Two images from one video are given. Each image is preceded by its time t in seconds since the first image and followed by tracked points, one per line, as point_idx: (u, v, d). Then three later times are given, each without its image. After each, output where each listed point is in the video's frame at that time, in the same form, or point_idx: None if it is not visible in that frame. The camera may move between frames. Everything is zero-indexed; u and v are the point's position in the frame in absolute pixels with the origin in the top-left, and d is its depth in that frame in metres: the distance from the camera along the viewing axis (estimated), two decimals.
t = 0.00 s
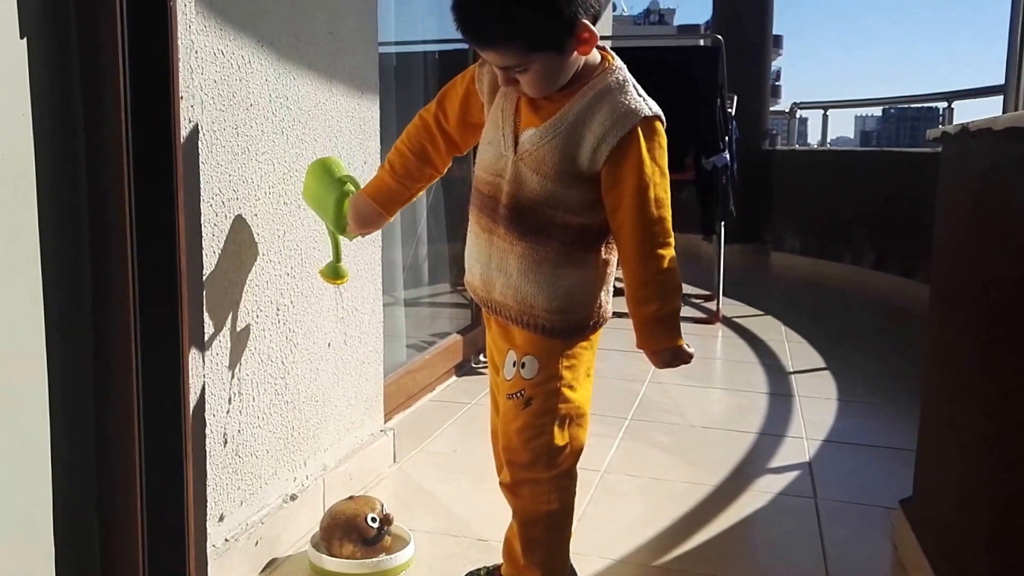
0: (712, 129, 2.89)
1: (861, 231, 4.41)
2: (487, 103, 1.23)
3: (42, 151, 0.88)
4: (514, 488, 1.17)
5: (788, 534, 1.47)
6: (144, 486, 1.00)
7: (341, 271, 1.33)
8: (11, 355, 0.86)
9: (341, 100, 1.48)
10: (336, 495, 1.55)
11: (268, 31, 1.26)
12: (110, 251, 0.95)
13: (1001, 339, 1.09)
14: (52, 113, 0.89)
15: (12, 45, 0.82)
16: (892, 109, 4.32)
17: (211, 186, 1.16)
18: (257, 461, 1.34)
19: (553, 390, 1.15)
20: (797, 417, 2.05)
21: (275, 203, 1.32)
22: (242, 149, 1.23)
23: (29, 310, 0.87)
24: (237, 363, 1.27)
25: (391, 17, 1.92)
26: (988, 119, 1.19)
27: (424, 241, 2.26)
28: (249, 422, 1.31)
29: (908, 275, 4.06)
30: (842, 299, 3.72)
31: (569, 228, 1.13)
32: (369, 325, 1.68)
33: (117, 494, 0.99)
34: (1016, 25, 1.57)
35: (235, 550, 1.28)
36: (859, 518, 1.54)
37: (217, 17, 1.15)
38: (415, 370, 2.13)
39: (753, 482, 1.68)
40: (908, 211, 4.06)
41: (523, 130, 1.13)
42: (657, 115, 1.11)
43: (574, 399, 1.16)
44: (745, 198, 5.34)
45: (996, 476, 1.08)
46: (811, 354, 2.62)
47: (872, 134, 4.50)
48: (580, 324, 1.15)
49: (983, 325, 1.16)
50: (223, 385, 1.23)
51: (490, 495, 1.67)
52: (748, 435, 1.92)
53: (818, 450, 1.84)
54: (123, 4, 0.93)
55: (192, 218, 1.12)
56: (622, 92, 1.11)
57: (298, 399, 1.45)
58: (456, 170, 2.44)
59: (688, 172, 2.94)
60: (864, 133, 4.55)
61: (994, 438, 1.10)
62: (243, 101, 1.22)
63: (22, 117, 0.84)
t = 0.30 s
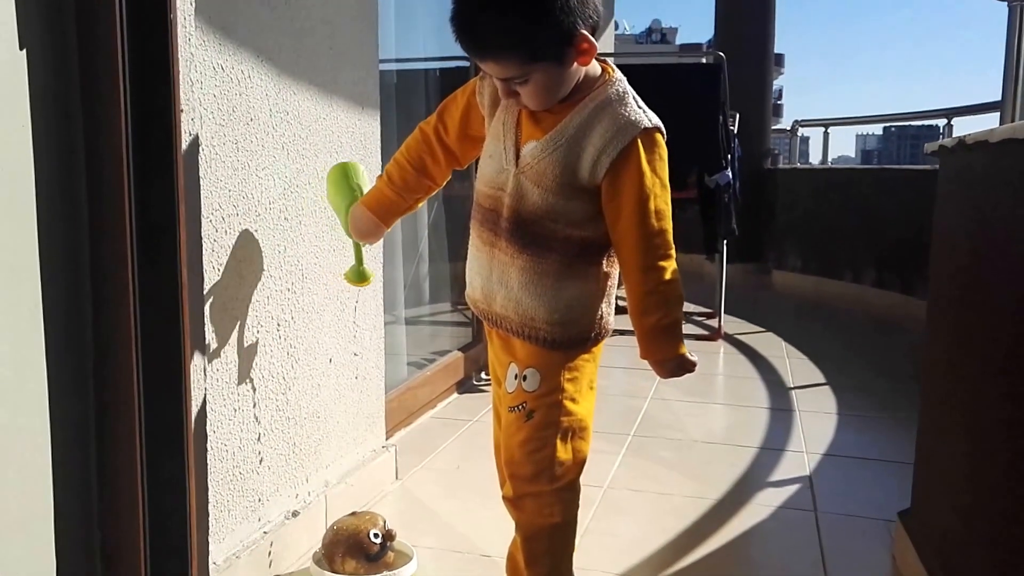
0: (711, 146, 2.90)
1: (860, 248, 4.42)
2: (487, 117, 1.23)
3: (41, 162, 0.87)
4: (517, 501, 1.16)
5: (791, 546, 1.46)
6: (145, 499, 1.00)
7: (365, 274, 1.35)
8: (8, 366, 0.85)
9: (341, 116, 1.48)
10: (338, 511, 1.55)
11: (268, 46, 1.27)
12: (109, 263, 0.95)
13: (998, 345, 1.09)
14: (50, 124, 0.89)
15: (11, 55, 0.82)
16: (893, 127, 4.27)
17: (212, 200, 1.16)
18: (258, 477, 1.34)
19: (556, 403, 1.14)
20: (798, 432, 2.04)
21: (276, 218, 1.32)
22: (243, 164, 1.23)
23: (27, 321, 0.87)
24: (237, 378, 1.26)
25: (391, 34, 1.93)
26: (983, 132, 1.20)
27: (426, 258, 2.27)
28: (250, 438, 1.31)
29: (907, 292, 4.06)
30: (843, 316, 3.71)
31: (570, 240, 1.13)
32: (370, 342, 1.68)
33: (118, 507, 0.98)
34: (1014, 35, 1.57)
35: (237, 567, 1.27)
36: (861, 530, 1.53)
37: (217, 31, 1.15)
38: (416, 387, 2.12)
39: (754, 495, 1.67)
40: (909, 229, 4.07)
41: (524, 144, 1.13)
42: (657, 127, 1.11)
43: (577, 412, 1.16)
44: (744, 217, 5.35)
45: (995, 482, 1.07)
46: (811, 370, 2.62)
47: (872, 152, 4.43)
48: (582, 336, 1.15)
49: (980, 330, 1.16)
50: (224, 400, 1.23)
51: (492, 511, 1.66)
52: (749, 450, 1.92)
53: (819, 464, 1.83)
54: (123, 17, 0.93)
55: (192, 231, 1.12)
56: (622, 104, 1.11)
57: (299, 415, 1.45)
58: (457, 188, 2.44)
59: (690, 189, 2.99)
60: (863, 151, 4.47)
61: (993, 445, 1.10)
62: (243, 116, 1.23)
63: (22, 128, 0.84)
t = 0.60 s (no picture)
0: (711, 161, 2.91)
1: (862, 262, 4.43)
2: (485, 128, 1.24)
3: (42, 173, 0.88)
4: (517, 514, 1.15)
5: (793, 557, 1.45)
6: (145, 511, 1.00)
7: (371, 299, 1.38)
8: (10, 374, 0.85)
9: (341, 129, 1.49)
10: (339, 525, 1.54)
11: (268, 60, 1.28)
12: (110, 274, 0.95)
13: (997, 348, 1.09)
14: (52, 135, 0.89)
15: (14, 67, 0.83)
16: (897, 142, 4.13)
17: (213, 213, 1.17)
18: (259, 491, 1.34)
19: (556, 415, 1.13)
20: (799, 444, 2.04)
21: (277, 232, 1.33)
22: (243, 177, 1.23)
23: (27, 330, 0.87)
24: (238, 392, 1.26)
25: (392, 49, 1.94)
26: (981, 143, 1.21)
27: (426, 272, 2.27)
28: (251, 451, 1.31)
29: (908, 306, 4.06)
30: (844, 329, 3.71)
31: (569, 249, 1.13)
32: (371, 356, 1.68)
33: (119, 518, 0.98)
34: (1012, 46, 1.58)
35: None
36: (862, 540, 1.53)
37: (217, 45, 1.16)
38: (417, 401, 2.12)
39: (756, 507, 1.67)
40: (911, 244, 4.07)
41: (521, 153, 1.14)
42: (651, 131, 1.12)
43: (578, 424, 1.15)
44: (745, 232, 5.36)
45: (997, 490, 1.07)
46: (812, 383, 2.62)
47: (874, 167, 4.35)
48: (582, 347, 1.15)
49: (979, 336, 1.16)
50: (225, 414, 1.23)
51: (493, 524, 1.66)
52: (750, 462, 1.91)
53: (820, 476, 1.83)
54: (124, 30, 0.94)
55: (193, 243, 1.12)
56: (616, 109, 1.12)
57: (300, 429, 1.45)
58: (458, 202, 2.45)
59: (691, 205, 2.97)
60: (866, 165, 4.38)
61: (993, 452, 1.10)
62: (244, 129, 1.23)
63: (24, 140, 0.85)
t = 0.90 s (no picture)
0: (708, 169, 2.92)
1: (862, 270, 4.45)
2: (487, 136, 1.25)
3: (48, 178, 0.88)
4: (522, 518, 1.15)
5: (794, 561, 1.45)
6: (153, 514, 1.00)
7: (382, 317, 1.41)
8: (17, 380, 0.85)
9: (341, 136, 1.50)
10: (340, 532, 1.54)
11: (267, 67, 1.28)
12: (116, 278, 0.95)
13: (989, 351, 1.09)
14: (59, 139, 0.89)
15: (20, 74, 0.83)
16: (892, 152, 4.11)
17: (214, 221, 1.17)
18: (261, 498, 1.33)
19: (562, 419, 1.13)
20: (798, 450, 2.04)
21: (278, 239, 1.33)
22: (243, 185, 1.24)
23: (36, 335, 0.87)
24: (240, 399, 1.26)
25: (390, 58, 1.95)
26: (980, 148, 1.17)
27: (425, 281, 2.28)
28: (253, 458, 1.30)
29: (904, 314, 4.07)
30: (843, 337, 3.72)
31: (574, 247, 1.14)
32: (370, 364, 1.68)
33: (126, 523, 0.98)
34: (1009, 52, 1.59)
35: None
36: (862, 543, 1.53)
37: (217, 53, 1.16)
38: (417, 410, 2.12)
39: (755, 512, 1.66)
40: (907, 252, 4.08)
41: (523, 153, 1.15)
42: (651, 124, 1.13)
43: (583, 428, 1.15)
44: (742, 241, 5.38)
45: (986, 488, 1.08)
46: (810, 390, 2.62)
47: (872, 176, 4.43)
48: (586, 347, 1.15)
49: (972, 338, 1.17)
50: (227, 421, 1.22)
51: (494, 531, 1.66)
52: (749, 468, 1.92)
53: (819, 481, 1.83)
54: (129, 36, 0.94)
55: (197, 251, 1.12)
56: (615, 105, 1.13)
57: (301, 436, 1.44)
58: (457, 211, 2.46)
59: (689, 212, 3.00)
60: (864, 174, 4.47)
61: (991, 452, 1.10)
62: (244, 136, 1.23)
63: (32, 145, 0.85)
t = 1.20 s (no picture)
0: (704, 170, 2.93)
1: (861, 270, 4.46)
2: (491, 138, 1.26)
3: (65, 178, 0.87)
4: (524, 516, 1.15)
5: (796, 557, 1.46)
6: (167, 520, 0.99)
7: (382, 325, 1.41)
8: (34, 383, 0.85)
9: (340, 138, 1.50)
10: (341, 533, 1.54)
11: (267, 69, 1.28)
12: (132, 283, 0.94)
13: (981, 346, 1.10)
14: (73, 142, 0.88)
15: (37, 76, 0.83)
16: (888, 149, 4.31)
17: (214, 222, 1.17)
18: (262, 499, 1.33)
19: (564, 415, 1.13)
20: (798, 449, 2.05)
21: (279, 239, 1.33)
22: (244, 186, 1.24)
23: (53, 338, 0.87)
24: (242, 399, 1.26)
25: (384, 58, 1.96)
26: (977, 147, 1.17)
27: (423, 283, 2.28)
28: (254, 459, 1.30)
29: (903, 313, 4.08)
30: (843, 336, 3.73)
31: (575, 239, 1.14)
32: (371, 365, 1.68)
33: (142, 530, 0.97)
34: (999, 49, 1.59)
35: None
36: (862, 539, 1.53)
37: (217, 54, 1.16)
38: (416, 412, 2.13)
39: (756, 510, 1.67)
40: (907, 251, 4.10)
41: (525, 147, 1.17)
42: (651, 117, 1.14)
43: (586, 425, 1.15)
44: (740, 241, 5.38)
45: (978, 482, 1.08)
46: (809, 389, 2.63)
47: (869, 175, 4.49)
48: (588, 341, 1.15)
49: (966, 334, 1.18)
50: (229, 421, 1.23)
51: (496, 530, 1.66)
52: (748, 467, 1.92)
53: (819, 479, 1.83)
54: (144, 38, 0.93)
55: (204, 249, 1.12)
56: (615, 99, 1.14)
57: (302, 437, 1.44)
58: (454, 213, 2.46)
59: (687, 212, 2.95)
60: (860, 174, 4.55)
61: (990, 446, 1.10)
62: (244, 138, 1.23)
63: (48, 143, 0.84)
